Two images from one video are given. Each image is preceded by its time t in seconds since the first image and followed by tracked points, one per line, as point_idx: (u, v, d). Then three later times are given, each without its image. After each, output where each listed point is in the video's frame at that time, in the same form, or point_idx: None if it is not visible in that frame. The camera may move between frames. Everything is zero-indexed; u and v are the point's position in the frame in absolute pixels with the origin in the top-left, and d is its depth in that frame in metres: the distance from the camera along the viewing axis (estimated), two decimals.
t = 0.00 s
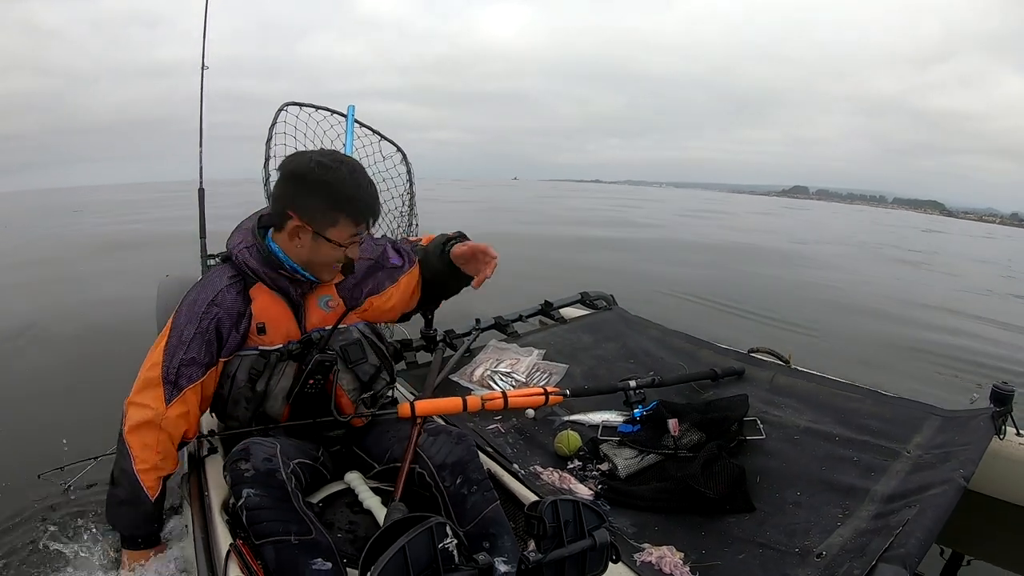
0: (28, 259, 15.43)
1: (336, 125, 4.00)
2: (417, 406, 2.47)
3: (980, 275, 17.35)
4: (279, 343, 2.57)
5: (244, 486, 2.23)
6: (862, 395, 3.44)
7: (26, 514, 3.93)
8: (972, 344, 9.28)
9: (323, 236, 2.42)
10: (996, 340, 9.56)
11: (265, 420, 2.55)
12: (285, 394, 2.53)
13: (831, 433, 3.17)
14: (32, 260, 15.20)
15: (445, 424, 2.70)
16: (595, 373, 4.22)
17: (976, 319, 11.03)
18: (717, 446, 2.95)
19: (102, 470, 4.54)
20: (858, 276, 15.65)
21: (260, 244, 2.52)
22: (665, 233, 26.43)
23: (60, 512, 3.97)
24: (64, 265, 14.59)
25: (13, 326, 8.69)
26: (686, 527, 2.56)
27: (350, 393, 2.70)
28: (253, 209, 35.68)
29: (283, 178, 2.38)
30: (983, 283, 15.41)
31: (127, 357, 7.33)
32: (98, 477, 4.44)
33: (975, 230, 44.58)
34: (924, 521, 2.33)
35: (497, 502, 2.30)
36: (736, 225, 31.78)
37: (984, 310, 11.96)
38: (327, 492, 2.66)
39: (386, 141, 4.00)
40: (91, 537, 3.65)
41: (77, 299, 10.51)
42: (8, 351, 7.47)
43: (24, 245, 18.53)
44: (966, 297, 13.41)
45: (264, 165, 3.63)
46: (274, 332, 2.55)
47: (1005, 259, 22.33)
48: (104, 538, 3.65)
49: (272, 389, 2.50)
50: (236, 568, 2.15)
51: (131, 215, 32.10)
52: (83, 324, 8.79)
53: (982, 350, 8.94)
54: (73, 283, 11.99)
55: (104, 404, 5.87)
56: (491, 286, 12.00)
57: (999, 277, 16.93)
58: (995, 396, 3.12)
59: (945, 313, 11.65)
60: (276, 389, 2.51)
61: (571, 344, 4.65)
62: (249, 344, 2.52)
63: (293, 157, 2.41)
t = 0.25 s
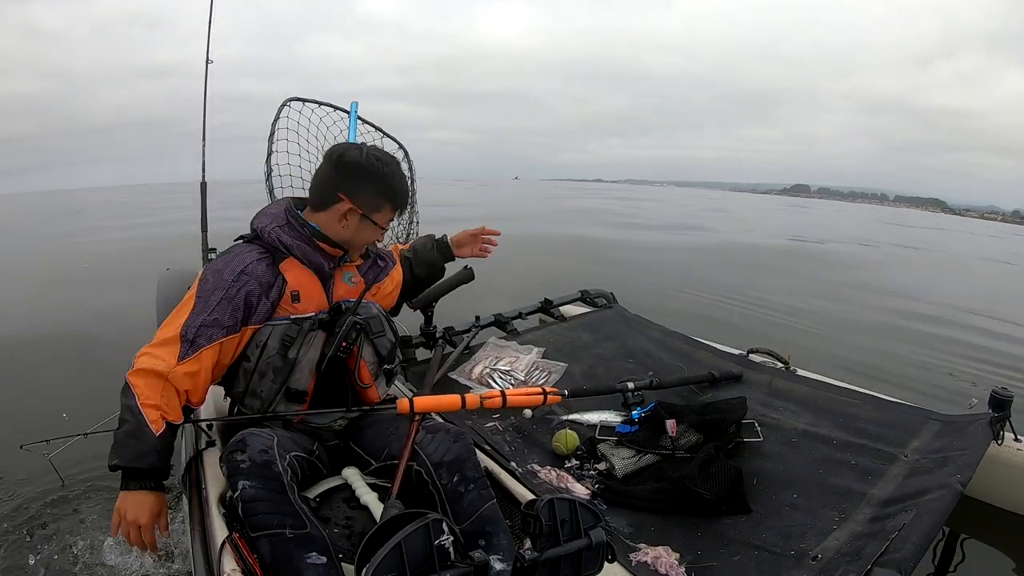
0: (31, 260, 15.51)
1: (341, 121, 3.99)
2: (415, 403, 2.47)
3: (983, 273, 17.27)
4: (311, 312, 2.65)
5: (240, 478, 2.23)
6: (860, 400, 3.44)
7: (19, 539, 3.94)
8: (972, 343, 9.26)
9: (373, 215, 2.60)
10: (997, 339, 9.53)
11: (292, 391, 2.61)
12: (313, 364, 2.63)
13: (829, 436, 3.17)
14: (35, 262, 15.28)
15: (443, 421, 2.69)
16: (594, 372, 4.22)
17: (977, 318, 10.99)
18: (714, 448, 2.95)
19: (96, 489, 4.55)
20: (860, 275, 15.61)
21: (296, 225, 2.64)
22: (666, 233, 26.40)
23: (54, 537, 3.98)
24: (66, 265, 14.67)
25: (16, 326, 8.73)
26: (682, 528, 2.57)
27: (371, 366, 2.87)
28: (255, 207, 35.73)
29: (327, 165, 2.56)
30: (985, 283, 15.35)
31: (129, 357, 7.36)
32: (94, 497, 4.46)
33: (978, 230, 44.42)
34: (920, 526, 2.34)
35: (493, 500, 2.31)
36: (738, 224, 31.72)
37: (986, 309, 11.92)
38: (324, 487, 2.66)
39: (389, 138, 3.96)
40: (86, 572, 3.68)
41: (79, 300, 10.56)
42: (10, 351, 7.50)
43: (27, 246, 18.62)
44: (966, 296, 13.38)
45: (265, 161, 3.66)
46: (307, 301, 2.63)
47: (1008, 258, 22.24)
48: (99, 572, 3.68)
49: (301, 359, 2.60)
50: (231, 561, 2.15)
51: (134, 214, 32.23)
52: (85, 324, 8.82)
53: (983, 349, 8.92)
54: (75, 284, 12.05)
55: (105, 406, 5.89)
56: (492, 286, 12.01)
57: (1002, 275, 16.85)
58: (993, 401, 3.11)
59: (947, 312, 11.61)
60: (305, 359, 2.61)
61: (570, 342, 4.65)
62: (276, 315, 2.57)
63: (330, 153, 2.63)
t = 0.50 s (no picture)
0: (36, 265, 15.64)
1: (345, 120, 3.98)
2: (409, 402, 2.45)
3: (987, 269, 17.18)
4: (338, 281, 2.64)
5: (241, 468, 2.21)
6: (860, 399, 3.42)
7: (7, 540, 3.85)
8: (975, 341, 9.22)
9: (386, 189, 2.84)
10: (1001, 337, 9.48)
11: (326, 354, 2.62)
12: (343, 328, 2.66)
13: (829, 436, 3.15)
14: (40, 266, 15.41)
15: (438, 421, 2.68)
16: (594, 370, 4.21)
17: (981, 315, 10.94)
18: (713, 448, 2.94)
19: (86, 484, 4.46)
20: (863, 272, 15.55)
21: (314, 206, 2.78)
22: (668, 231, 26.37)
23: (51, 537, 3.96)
24: (71, 270, 14.79)
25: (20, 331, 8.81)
26: (679, 529, 2.56)
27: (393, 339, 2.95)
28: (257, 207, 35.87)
29: (337, 155, 2.78)
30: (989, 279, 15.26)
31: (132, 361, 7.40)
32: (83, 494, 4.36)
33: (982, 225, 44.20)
34: (918, 529, 2.33)
35: (491, 500, 2.30)
36: (740, 222, 31.64)
37: (989, 306, 11.86)
38: (321, 486, 2.65)
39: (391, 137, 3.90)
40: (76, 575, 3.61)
41: (83, 304, 10.64)
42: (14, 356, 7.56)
43: (33, 251, 18.78)
44: (970, 292, 13.30)
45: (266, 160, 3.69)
46: (335, 269, 2.65)
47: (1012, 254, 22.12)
48: None
49: (334, 323, 2.62)
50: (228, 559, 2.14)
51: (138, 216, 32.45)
52: (88, 328, 8.88)
53: (986, 346, 8.87)
54: (79, 289, 12.15)
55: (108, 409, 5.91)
56: (493, 286, 12.03)
57: (1007, 272, 16.75)
58: (995, 401, 3.09)
59: (949, 309, 11.56)
60: (338, 324, 2.63)
61: (569, 340, 4.63)
62: (303, 285, 2.56)
63: (333, 145, 2.84)
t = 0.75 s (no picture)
0: (39, 270, 15.67)
1: (344, 121, 4.03)
2: (414, 398, 2.47)
3: (989, 263, 17.16)
4: (355, 270, 2.83)
5: (240, 473, 2.22)
6: (865, 391, 3.43)
7: (12, 541, 3.83)
8: (978, 335, 9.22)
9: (371, 163, 3.00)
10: (1004, 331, 9.48)
11: (346, 337, 2.73)
12: (360, 314, 2.79)
13: (833, 429, 3.16)
14: (43, 272, 15.44)
15: (443, 416, 2.70)
16: (597, 366, 4.22)
17: (982, 311, 10.95)
18: (718, 442, 2.95)
19: (88, 485, 4.47)
20: (864, 269, 15.55)
21: (322, 208, 2.99)
22: (669, 229, 26.36)
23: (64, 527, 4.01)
24: (74, 275, 14.83)
25: (25, 337, 8.84)
26: (685, 523, 2.57)
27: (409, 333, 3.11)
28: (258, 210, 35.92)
29: (332, 157, 3.02)
30: (992, 274, 15.24)
31: (136, 364, 7.41)
32: (84, 495, 4.35)
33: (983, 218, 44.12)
34: (924, 520, 2.34)
35: (496, 496, 2.32)
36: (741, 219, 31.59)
37: (991, 301, 11.87)
38: (328, 484, 2.67)
39: (392, 137, 3.95)
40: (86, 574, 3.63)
41: (86, 309, 10.65)
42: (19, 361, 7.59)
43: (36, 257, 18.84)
44: (974, 288, 13.27)
45: (267, 159, 3.66)
46: (351, 259, 2.84)
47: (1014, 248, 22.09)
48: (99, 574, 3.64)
49: (352, 308, 2.76)
50: (237, 560, 2.17)
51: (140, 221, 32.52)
52: (91, 333, 8.90)
53: (989, 339, 8.87)
54: (82, 294, 12.17)
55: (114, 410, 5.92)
56: (495, 286, 12.03)
57: (1009, 267, 16.74)
58: (999, 391, 3.10)
59: (952, 303, 11.56)
60: (355, 310, 2.77)
61: (573, 336, 4.64)
62: (323, 272, 2.73)
63: (329, 144, 3.15)
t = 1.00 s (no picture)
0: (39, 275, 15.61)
1: (343, 128, 4.11)
2: (416, 405, 2.47)
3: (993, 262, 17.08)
4: (373, 283, 2.95)
5: (240, 483, 2.23)
6: (867, 392, 3.42)
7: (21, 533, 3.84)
8: (982, 332, 9.17)
9: (362, 173, 3.10)
10: (1008, 328, 9.44)
11: (358, 349, 2.81)
12: (373, 328, 2.86)
13: (837, 430, 3.15)
14: (43, 276, 15.38)
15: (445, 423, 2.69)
16: (599, 370, 4.22)
17: (986, 308, 10.90)
18: (721, 445, 2.94)
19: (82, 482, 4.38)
20: (867, 267, 15.49)
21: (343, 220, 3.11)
22: (671, 228, 26.29)
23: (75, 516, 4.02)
24: (74, 279, 14.77)
25: (25, 342, 8.81)
26: (689, 527, 2.57)
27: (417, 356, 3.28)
28: (259, 214, 35.90)
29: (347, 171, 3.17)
30: (996, 272, 15.17)
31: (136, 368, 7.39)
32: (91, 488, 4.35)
33: (985, 216, 43.99)
34: (928, 521, 2.33)
35: (499, 502, 2.32)
36: (742, 218, 31.51)
37: (994, 298, 11.81)
38: (330, 492, 2.66)
39: (391, 143, 4.04)
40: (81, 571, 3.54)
41: (87, 314, 10.61)
42: (19, 366, 7.57)
43: (36, 262, 18.79)
44: (978, 286, 13.20)
45: (268, 165, 3.68)
46: (369, 272, 2.97)
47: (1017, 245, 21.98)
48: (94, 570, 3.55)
49: (366, 321, 2.83)
50: (238, 568, 2.17)
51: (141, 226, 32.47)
52: (92, 338, 8.88)
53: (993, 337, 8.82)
54: (82, 298, 12.12)
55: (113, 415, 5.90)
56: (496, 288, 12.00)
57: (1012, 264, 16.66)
58: (1003, 391, 3.09)
59: (956, 301, 11.51)
60: (370, 324, 2.85)
61: (575, 340, 4.64)
62: (341, 283, 2.83)
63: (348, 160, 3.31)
